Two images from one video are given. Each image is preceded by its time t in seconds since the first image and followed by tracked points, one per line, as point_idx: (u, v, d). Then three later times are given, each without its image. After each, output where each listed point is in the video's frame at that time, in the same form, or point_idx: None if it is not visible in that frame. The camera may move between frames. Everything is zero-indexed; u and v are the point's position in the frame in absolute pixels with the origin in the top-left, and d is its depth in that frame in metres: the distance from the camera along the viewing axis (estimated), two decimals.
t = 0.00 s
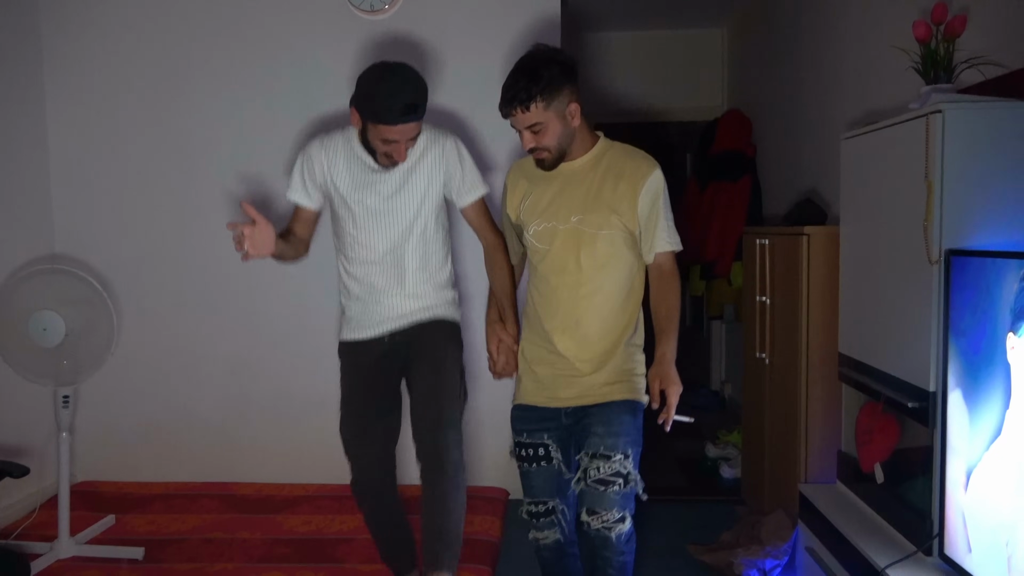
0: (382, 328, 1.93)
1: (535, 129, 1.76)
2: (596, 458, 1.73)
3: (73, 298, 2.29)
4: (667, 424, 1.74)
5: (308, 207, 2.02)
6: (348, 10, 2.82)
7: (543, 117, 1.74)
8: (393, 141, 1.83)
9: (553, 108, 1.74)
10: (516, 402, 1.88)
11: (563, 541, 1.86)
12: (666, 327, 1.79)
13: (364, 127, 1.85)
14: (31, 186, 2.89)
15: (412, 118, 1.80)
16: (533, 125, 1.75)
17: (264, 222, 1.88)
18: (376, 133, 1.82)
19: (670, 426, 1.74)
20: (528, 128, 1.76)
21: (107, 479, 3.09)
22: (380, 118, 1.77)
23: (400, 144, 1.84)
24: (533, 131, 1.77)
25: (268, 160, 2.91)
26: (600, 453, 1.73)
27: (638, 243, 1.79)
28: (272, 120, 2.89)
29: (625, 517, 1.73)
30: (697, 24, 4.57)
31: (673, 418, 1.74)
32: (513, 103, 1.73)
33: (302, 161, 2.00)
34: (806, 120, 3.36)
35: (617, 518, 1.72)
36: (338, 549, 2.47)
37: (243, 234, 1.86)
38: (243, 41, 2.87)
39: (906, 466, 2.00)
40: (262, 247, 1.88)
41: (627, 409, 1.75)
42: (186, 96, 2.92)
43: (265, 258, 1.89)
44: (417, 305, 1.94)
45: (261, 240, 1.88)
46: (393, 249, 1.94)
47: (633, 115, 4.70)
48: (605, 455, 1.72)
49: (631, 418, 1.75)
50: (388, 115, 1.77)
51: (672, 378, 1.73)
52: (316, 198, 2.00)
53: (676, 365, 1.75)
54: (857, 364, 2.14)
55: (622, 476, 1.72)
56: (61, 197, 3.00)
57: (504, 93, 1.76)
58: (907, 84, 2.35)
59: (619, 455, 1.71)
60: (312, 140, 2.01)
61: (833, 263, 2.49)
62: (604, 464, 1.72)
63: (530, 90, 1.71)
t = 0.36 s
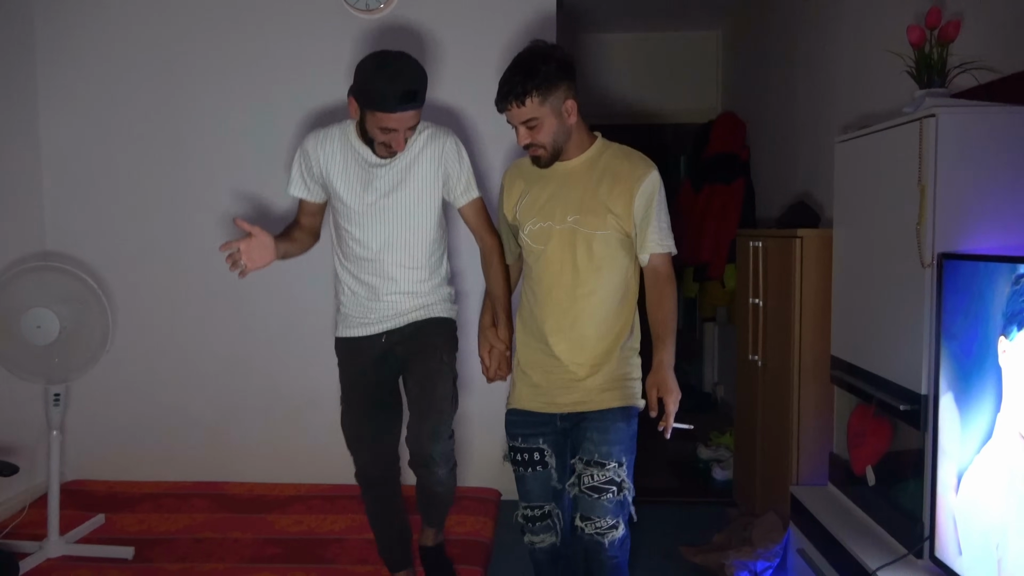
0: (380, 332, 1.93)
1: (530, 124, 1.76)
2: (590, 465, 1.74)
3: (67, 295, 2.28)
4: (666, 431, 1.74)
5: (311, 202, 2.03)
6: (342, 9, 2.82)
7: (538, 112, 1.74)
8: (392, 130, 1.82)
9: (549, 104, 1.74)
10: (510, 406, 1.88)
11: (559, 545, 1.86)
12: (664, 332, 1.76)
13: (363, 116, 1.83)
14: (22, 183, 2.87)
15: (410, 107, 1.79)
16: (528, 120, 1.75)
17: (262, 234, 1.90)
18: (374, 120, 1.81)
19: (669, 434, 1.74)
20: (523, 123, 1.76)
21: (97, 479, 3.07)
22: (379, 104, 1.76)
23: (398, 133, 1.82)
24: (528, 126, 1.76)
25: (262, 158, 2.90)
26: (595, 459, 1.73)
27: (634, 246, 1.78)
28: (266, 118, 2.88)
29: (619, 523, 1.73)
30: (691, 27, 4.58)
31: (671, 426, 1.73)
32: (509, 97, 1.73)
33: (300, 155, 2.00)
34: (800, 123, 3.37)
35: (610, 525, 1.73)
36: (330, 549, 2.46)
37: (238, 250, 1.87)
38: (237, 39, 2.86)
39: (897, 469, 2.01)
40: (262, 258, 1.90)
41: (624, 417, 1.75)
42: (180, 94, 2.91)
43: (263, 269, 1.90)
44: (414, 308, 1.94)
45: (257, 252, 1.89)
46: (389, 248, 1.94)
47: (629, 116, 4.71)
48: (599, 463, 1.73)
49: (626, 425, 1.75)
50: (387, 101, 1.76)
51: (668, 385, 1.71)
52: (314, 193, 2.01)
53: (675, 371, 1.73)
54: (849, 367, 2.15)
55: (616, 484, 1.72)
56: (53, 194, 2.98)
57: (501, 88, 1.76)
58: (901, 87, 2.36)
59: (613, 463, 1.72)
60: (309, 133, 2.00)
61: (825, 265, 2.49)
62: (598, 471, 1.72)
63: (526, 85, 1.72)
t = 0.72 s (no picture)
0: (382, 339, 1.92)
1: (534, 125, 1.76)
2: (598, 474, 1.74)
3: (62, 294, 2.27)
4: (670, 435, 1.73)
5: (319, 209, 2.02)
6: (338, 8, 2.81)
7: (543, 112, 1.74)
8: (412, 120, 1.83)
9: (554, 104, 1.74)
10: (510, 410, 1.87)
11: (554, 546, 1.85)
12: (669, 335, 1.76)
13: (376, 120, 1.85)
14: (17, 181, 2.86)
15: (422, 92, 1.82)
16: (532, 121, 1.75)
17: (279, 229, 1.88)
18: (391, 117, 1.82)
19: (673, 438, 1.74)
20: (527, 124, 1.77)
21: (92, 478, 3.07)
22: (395, 95, 1.79)
23: (418, 121, 1.84)
24: (532, 127, 1.77)
25: (258, 157, 2.90)
26: (603, 470, 1.73)
27: (638, 249, 1.78)
28: (262, 117, 2.87)
29: (628, 530, 1.74)
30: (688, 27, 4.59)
31: (675, 430, 1.73)
32: (514, 97, 1.74)
33: (304, 160, 2.00)
34: (796, 123, 3.37)
35: (619, 533, 1.73)
36: (326, 549, 2.46)
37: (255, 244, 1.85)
38: (234, 37, 2.86)
39: (892, 468, 2.01)
40: (278, 252, 1.88)
41: (628, 424, 1.74)
42: (176, 93, 2.90)
43: (280, 264, 1.88)
44: (416, 314, 1.94)
45: (274, 246, 1.87)
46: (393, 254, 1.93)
47: (626, 116, 4.70)
48: (608, 472, 1.73)
49: (633, 433, 1.74)
50: (400, 88, 1.79)
51: (673, 390, 1.70)
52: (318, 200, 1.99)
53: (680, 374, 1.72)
54: (845, 367, 2.16)
55: (625, 492, 1.72)
56: (49, 192, 2.97)
57: (506, 87, 1.77)
58: (898, 87, 2.37)
59: (622, 472, 1.72)
60: (311, 137, 2.00)
61: (821, 265, 2.49)
62: (606, 481, 1.72)
63: (531, 85, 1.72)
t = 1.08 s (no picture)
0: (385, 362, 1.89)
1: (549, 129, 1.76)
2: (611, 491, 1.74)
3: (61, 295, 2.27)
4: (688, 461, 1.74)
5: (307, 231, 1.94)
6: (334, 7, 2.81)
7: (557, 117, 1.75)
8: (396, 111, 1.85)
9: (569, 109, 1.75)
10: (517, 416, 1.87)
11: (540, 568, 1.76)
12: (689, 359, 1.75)
13: (364, 111, 1.88)
14: (14, 183, 2.85)
15: (408, 84, 1.85)
16: (546, 125, 1.76)
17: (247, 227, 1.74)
18: (377, 106, 1.85)
19: (691, 463, 1.74)
20: (541, 129, 1.77)
21: (90, 479, 3.06)
22: (381, 83, 1.83)
23: (403, 113, 1.85)
24: (546, 131, 1.77)
25: (254, 157, 2.89)
26: (615, 487, 1.73)
27: (654, 262, 1.78)
28: (259, 117, 2.87)
29: (639, 549, 1.74)
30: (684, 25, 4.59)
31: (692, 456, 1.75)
32: (529, 101, 1.75)
33: (298, 179, 1.94)
34: (793, 120, 3.38)
35: (631, 550, 1.73)
36: (325, 549, 2.46)
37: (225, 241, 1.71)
38: (229, 38, 2.85)
39: (889, 465, 2.02)
40: (249, 252, 1.74)
41: (640, 445, 1.75)
42: (172, 93, 2.89)
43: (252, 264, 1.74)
44: (421, 337, 1.93)
45: (247, 246, 1.73)
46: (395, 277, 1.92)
47: (620, 114, 4.69)
48: (620, 490, 1.73)
49: (649, 452, 1.75)
50: (387, 78, 1.83)
51: (690, 417, 1.72)
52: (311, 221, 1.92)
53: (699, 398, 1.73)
54: (842, 364, 2.16)
55: (638, 511, 1.73)
56: (45, 194, 2.97)
57: (521, 91, 1.78)
58: (894, 85, 2.37)
59: (635, 489, 1.72)
60: (306, 158, 1.96)
61: (818, 262, 2.50)
62: (619, 498, 1.72)
63: (545, 89, 1.73)
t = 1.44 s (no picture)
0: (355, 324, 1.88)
1: (551, 107, 1.75)
2: (608, 475, 1.75)
3: (62, 295, 2.27)
4: (680, 439, 1.69)
5: (295, 184, 2.03)
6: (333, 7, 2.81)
7: (560, 94, 1.74)
8: (330, 66, 1.75)
9: (572, 86, 1.74)
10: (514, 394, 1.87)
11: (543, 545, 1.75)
12: (689, 337, 1.72)
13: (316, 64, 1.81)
14: (13, 184, 2.86)
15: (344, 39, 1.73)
16: (549, 102, 1.75)
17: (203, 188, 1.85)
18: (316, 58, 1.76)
19: (683, 443, 1.69)
20: (544, 107, 1.76)
21: (91, 479, 3.07)
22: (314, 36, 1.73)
23: (337, 70, 1.74)
24: (549, 109, 1.76)
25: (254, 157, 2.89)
26: (612, 470, 1.75)
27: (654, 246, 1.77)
28: (258, 117, 2.87)
29: (635, 529, 1.76)
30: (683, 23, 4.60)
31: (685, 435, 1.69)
32: (532, 78, 1.74)
33: (284, 136, 2.00)
34: (792, 118, 3.38)
35: (627, 530, 1.76)
36: (325, 548, 2.46)
37: (178, 205, 1.83)
38: (228, 37, 2.85)
39: (889, 463, 2.02)
40: (209, 213, 1.86)
41: (639, 428, 1.74)
42: (171, 93, 2.89)
43: (206, 226, 1.86)
44: (391, 301, 1.87)
45: (200, 207, 1.84)
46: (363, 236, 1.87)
47: (620, 113, 4.69)
48: (617, 474, 1.74)
49: (644, 436, 1.75)
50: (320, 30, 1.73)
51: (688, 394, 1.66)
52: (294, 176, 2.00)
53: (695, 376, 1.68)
54: (843, 362, 2.15)
55: (634, 493, 1.74)
56: (45, 194, 2.97)
57: (524, 69, 1.77)
58: (893, 82, 2.37)
59: (631, 474, 1.73)
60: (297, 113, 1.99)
61: (817, 260, 2.50)
62: (615, 481, 1.74)
63: (549, 65, 1.72)
